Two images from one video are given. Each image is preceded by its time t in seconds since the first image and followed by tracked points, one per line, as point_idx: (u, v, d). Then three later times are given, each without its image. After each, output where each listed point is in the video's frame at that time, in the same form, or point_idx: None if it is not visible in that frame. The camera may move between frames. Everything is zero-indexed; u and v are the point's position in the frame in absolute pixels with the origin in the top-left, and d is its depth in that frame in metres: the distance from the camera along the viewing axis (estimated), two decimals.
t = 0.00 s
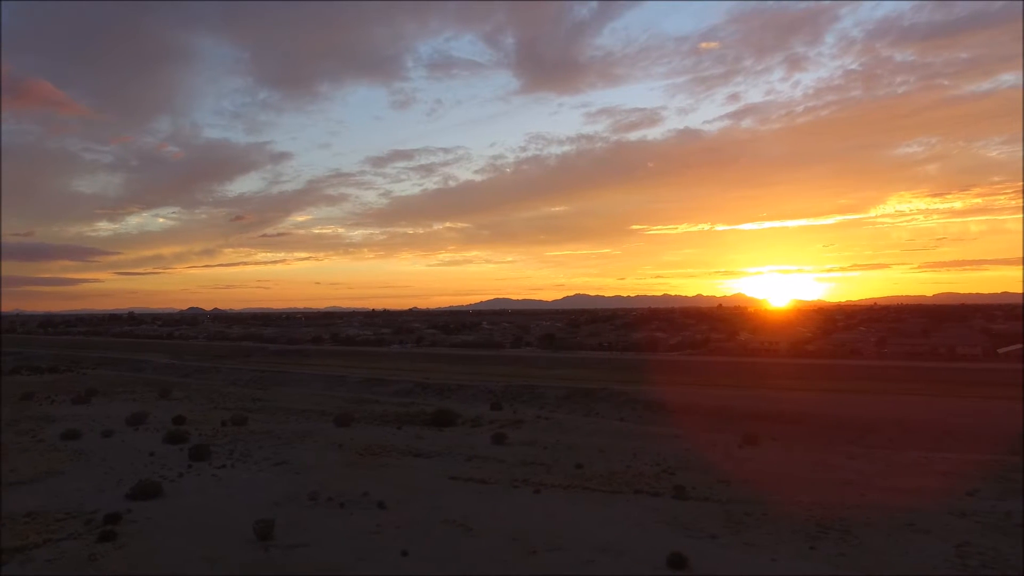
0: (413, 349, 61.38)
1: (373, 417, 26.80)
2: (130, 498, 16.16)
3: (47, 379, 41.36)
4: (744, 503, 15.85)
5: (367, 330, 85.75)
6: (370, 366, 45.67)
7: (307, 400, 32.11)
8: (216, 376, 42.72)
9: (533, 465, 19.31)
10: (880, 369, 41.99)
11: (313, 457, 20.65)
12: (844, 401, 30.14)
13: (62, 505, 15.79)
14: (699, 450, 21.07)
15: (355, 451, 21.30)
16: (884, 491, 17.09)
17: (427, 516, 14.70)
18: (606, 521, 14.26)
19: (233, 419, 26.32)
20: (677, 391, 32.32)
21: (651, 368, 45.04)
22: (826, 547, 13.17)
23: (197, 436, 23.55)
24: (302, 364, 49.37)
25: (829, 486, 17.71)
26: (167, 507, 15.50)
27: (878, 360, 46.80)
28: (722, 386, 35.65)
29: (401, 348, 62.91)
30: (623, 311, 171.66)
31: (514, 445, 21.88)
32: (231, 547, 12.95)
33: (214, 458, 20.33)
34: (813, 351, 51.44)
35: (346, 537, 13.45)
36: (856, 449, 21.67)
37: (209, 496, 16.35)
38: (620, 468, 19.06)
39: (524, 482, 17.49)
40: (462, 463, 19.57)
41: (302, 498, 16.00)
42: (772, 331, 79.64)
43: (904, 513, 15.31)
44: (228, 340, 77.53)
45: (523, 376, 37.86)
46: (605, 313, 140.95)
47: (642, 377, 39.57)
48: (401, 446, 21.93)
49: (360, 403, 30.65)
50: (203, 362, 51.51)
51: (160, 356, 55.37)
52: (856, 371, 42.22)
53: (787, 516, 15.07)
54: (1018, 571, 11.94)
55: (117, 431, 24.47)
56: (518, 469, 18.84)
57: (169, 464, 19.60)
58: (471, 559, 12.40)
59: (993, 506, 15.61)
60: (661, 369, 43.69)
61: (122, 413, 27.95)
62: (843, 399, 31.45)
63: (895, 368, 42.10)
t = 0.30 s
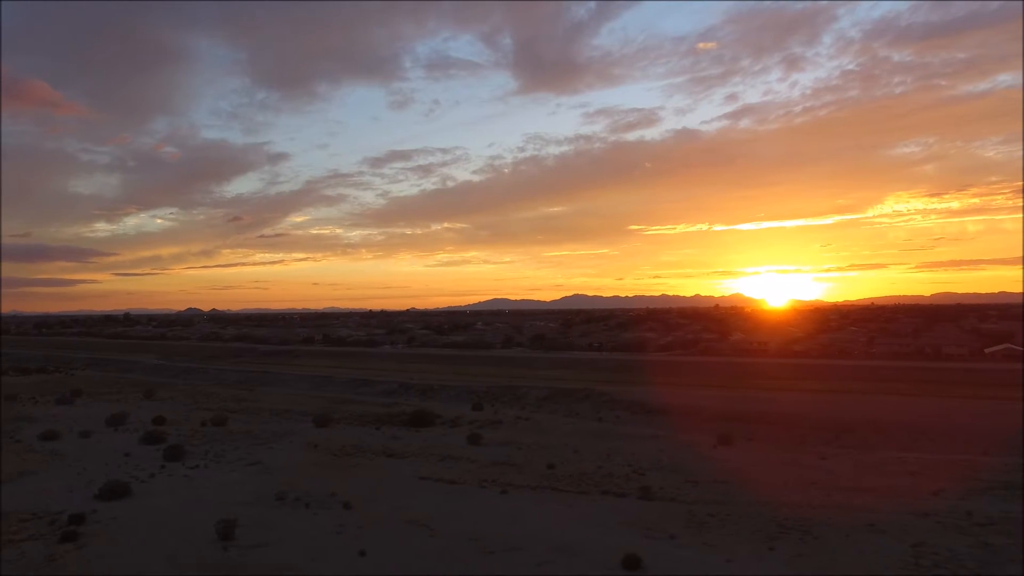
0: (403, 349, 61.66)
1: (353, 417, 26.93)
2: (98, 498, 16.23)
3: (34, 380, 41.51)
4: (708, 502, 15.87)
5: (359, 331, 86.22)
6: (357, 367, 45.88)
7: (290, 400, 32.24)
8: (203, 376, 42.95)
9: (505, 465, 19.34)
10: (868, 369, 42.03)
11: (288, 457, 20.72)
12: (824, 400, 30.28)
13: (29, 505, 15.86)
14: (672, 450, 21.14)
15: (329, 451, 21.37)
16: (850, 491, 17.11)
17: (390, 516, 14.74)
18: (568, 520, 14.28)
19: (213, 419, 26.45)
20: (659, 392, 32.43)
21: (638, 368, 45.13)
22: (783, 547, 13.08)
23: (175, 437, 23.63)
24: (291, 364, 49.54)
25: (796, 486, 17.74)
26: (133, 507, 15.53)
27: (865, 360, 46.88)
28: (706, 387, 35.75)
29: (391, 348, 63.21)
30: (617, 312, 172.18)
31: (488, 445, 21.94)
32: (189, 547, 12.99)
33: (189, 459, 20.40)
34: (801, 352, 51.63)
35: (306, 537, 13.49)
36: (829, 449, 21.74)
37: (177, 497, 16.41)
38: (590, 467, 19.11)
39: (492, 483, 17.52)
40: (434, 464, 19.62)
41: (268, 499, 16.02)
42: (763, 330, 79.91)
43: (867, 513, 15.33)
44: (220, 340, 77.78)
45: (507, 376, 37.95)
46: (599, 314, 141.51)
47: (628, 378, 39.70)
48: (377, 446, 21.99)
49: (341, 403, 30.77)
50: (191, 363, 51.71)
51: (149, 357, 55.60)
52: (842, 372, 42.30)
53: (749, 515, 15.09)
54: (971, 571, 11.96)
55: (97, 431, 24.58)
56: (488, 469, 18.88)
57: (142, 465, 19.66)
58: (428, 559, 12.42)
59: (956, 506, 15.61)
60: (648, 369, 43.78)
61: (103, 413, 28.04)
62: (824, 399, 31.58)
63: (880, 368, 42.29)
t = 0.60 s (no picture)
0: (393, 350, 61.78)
1: (333, 418, 26.99)
2: (66, 498, 16.29)
3: (20, 381, 41.57)
4: (673, 503, 15.91)
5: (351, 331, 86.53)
6: (344, 367, 45.97)
7: (272, 401, 32.30)
8: (189, 377, 43.04)
9: (476, 466, 19.38)
10: (853, 370, 42.04)
11: (262, 458, 20.78)
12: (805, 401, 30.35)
13: None
14: (646, 450, 21.19)
15: (303, 452, 21.44)
16: (817, 492, 17.16)
17: (354, 516, 14.80)
18: (529, 521, 14.32)
19: (192, 420, 26.49)
20: (641, 392, 32.48)
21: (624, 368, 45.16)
22: (741, 549, 13.05)
23: (152, 437, 23.68)
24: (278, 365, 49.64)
25: (764, 486, 17.79)
26: (99, 508, 15.58)
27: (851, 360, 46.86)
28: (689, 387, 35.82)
29: (382, 349, 63.35)
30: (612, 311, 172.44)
31: (463, 445, 21.99)
32: (149, 548, 13.04)
33: (163, 459, 20.46)
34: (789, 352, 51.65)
35: (267, 538, 13.56)
36: (803, 450, 21.79)
37: (144, 497, 16.46)
38: (560, 467, 19.15)
39: (460, 484, 17.56)
40: (406, 464, 19.68)
41: (234, 500, 16.06)
42: (755, 330, 80.08)
43: (830, 513, 15.37)
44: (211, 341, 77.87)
45: (492, 376, 38.01)
46: (594, 313, 141.75)
47: (614, 378, 39.74)
48: (351, 447, 22.06)
49: (323, 403, 30.84)
50: (179, 363, 51.79)
51: (138, 357, 55.71)
52: (828, 372, 42.34)
53: (712, 515, 15.14)
54: (923, 571, 12.01)
55: (75, 432, 24.64)
56: (458, 470, 18.91)
57: (115, 465, 19.71)
58: (384, 560, 12.47)
59: (920, 506, 15.66)
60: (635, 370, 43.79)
61: (83, 414, 28.08)
62: (805, 399, 31.65)
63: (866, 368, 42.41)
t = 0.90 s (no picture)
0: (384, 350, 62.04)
1: (313, 418, 27.07)
2: (34, 499, 16.35)
3: (8, 381, 41.70)
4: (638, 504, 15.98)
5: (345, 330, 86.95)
6: (332, 367, 46.12)
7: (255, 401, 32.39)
8: (177, 377, 43.18)
9: (448, 467, 19.44)
10: (839, 370, 42.07)
11: (236, 458, 20.84)
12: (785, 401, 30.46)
13: None
14: (619, 450, 21.27)
15: (278, 452, 21.51)
16: (784, 492, 17.22)
17: (318, 517, 14.86)
18: (490, 522, 14.39)
19: (172, 420, 26.57)
20: (623, 392, 32.57)
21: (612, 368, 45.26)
22: (699, 550, 13.09)
23: (130, 438, 23.74)
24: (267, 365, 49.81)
25: (733, 486, 17.84)
26: (66, 508, 15.63)
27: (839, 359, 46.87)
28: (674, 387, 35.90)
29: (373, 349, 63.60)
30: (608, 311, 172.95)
31: (439, 446, 22.05)
32: (109, 548, 13.09)
33: (138, 459, 20.52)
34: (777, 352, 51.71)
35: (230, 537, 13.62)
36: (777, 450, 21.86)
37: (113, 497, 16.52)
38: (532, 468, 19.21)
39: (429, 484, 17.62)
40: (379, 465, 19.74)
41: (201, 500, 16.12)
42: (747, 330, 80.25)
43: (794, 513, 15.44)
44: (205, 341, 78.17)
45: (477, 377, 38.12)
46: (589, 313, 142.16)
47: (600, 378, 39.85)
48: (327, 448, 22.12)
49: (305, 404, 30.93)
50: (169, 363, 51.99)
51: (128, 357, 55.89)
52: (814, 372, 42.41)
53: (675, 515, 15.20)
54: (876, 572, 12.06)
55: (54, 433, 24.73)
56: (430, 471, 18.96)
57: (89, 466, 19.76)
58: (341, 560, 12.52)
59: (884, 507, 15.71)
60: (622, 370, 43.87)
61: (65, 414, 28.15)
62: (786, 399, 31.74)
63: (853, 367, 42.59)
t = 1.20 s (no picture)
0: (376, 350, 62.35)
1: (294, 419, 27.14)
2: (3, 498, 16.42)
3: None
4: (604, 505, 16.04)
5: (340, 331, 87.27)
6: (321, 367, 46.26)
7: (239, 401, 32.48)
8: (166, 377, 43.35)
9: (421, 467, 19.50)
10: (825, 370, 42.10)
11: (211, 459, 20.90)
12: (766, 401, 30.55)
13: None
14: (594, 451, 21.34)
15: (254, 453, 21.58)
16: (752, 493, 17.27)
17: (282, 517, 14.93)
18: (453, 522, 14.45)
19: (153, 421, 26.64)
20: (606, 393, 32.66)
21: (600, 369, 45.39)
22: (656, 551, 13.13)
23: (109, 438, 23.82)
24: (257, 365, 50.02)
25: (702, 487, 17.91)
26: (33, 509, 15.69)
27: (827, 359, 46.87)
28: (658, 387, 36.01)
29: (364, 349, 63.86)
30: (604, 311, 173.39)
31: (414, 446, 22.12)
32: (69, 549, 13.15)
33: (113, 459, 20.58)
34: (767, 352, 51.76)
35: (192, 538, 13.69)
36: (751, 451, 21.92)
37: (82, 498, 16.58)
38: (504, 469, 19.29)
39: (399, 485, 17.69)
40: (352, 465, 19.80)
41: (169, 500, 16.19)
42: (741, 330, 80.28)
43: (758, 514, 15.52)
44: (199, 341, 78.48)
45: (463, 377, 38.23)
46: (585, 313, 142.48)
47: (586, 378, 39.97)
48: (303, 448, 22.20)
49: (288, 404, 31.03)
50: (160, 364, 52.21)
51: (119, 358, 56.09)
52: (801, 372, 42.47)
53: (639, 516, 15.26)
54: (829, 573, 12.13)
55: (34, 433, 24.81)
56: (402, 471, 19.02)
57: (63, 466, 19.83)
58: (299, 560, 12.59)
59: (848, 509, 15.78)
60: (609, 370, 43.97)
61: (47, 415, 28.23)
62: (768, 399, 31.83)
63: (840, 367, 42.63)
